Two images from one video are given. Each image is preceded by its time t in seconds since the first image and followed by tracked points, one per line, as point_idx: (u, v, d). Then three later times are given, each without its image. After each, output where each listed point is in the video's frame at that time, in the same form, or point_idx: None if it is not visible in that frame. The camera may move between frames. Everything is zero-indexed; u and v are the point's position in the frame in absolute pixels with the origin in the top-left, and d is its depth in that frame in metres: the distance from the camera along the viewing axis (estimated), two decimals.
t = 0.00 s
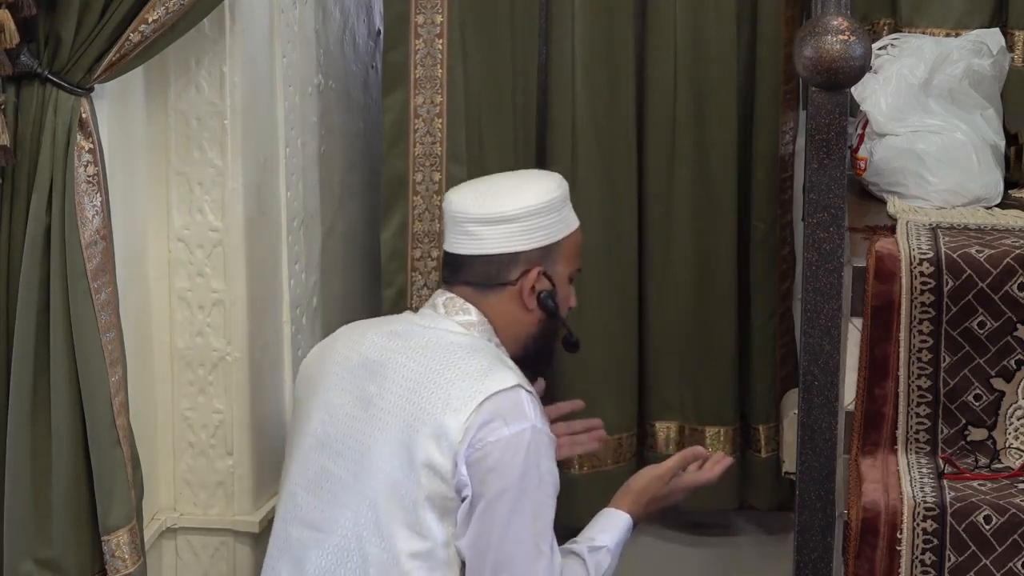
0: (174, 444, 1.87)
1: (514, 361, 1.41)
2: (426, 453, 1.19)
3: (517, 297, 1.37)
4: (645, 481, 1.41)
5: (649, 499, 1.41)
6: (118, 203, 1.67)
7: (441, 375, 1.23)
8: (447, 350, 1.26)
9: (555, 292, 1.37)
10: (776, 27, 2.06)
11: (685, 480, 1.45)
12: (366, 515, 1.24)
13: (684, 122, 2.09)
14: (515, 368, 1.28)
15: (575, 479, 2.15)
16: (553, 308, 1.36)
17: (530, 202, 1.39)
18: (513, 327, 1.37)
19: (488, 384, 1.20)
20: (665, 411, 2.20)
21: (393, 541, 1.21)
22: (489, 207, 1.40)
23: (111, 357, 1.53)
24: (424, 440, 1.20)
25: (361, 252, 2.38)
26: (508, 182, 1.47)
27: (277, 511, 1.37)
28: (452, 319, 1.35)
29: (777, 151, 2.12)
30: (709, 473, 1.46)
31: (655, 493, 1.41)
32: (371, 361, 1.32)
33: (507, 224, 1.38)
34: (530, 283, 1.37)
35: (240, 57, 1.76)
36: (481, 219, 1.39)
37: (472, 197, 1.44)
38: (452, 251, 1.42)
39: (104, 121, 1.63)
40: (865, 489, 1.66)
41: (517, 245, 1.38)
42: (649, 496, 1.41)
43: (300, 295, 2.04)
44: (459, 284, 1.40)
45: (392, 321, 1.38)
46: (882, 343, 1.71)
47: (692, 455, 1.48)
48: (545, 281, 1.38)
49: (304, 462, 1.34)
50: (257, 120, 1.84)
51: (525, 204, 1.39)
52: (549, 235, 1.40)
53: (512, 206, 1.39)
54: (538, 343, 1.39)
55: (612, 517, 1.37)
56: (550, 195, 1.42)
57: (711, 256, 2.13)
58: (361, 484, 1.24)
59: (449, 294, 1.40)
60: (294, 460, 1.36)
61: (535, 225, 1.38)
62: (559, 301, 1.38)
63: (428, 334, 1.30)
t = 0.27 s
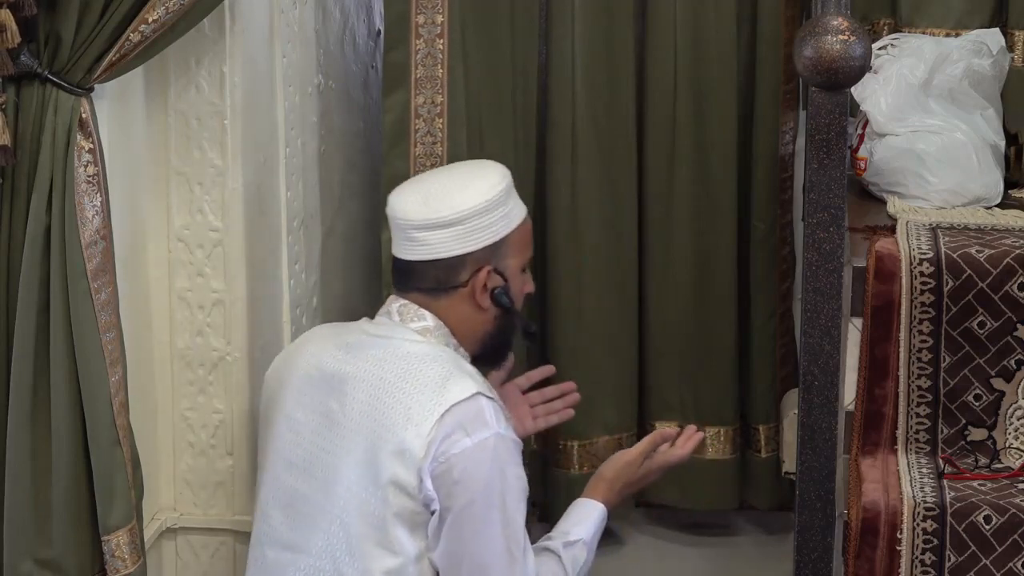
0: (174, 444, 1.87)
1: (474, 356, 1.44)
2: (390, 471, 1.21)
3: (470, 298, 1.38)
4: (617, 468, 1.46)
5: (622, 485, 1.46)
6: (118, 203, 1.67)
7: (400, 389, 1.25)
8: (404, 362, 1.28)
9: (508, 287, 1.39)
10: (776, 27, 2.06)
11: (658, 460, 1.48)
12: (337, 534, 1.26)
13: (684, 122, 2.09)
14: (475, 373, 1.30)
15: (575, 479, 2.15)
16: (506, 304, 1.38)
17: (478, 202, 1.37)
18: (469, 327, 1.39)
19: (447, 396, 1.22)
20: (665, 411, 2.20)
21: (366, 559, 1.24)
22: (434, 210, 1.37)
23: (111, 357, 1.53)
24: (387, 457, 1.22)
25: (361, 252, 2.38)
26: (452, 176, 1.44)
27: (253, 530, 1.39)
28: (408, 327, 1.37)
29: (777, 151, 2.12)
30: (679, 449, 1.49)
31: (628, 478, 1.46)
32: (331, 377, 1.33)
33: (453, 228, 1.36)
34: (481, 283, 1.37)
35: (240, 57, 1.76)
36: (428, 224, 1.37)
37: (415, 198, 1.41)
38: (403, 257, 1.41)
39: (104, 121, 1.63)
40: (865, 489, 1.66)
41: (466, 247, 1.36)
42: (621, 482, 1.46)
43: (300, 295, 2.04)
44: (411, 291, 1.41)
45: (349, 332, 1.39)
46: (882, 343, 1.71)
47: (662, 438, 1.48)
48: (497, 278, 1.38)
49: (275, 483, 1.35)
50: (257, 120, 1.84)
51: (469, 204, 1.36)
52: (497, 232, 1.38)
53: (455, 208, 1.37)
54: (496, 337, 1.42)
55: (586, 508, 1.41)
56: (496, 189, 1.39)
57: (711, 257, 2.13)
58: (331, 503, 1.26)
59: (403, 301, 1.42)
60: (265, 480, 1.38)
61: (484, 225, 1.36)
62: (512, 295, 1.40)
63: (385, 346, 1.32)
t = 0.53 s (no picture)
0: (175, 444, 1.87)
1: (459, 354, 1.41)
2: (373, 475, 1.19)
3: (449, 296, 1.35)
4: (604, 461, 1.39)
5: (610, 478, 1.39)
6: (118, 203, 1.67)
7: (380, 392, 1.23)
8: (384, 364, 1.26)
9: (488, 283, 1.35)
10: (776, 27, 2.06)
11: (647, 451, 1.40)
12: (322, 540, 1.24)
13: (684, 121, 2.09)
14: (458, 373, 1.28)
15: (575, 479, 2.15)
16: (487, 300, 1.35)
17: (445, 200, 1.33)
18: (450, 326, 1.36)
19: (427, 398, 1.20)
20: (665, 411, 2.20)
21: (352, 565, 1.21)
22: (405, 212, 1.35)
23: (111, 357, 1.53)
24: (369, 462, 1.19)
25: (361, 252, 2.38)
26: (425, 174, 1.40)
27: (244, 538, 1.37)
28: (387, 329, 1.34)
29: (777, 151, 2.12)
30: (669, 440, 1.41)
31: (615, 471, 1.39)
32: (314, 381, 1.31)
33: (426, 229, 1.33)
34: (460, 281, 1.34)
35: (239, 57, 1.76)
36: (399, 226, 1.34)
37: (388, 200, 1.38)
38: (379, 260, 1.38)
39: (104, 121, 1.63)
40: (865, 489, 1.66)
41: (439, 248, 1.33)
42: (608, 475, 1.39)
43: (300, 295, 2.04)
44: (390, 292, 1.38)
45: (331, 335, 1.37)
46: (882, 343, 1.71)
47: (648, 430, 1.40)
48: (475, 275, 1.35)
49: (264, 490, 1.34)
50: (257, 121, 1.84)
51: (440, 204, 1.33)
52: (471, 231, 1.35)
53: (426, 209, 1.34)
54: (480, 334, 1.39)
55: (575, 503, 1.35)
56: (465, 185, 1.36)
57: (711, 256, 2.13)
58: (315, 509, 1.24)
59: (383, 302, 1.39)
60: (254, 487, 1.36)
61: (455, 224, 1.33)
62: (493, 291, 1.36)
63: (365, 348, 1.30)
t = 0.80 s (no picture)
0: (175, 444, 1.87)
1: (476, 356, 1.43)
2: (391, 470, 1.21)
3: (471, 295, 1.37)
4: (617, 467, 1.44)
5: (622, 484, 1.44)
6: (118, 203, 1.67)
7: (401, 388, 1.24)
8: (405, 362, 1.28)
9: (508, 283, 1.38)
10: (776, 27, 2.06)
11: (660, 459, 1.47)
12: (337, 534, 1.25)
13: (684, 122, 2.09)
14: (476, 373, 1.30)
15: (575, 479, 2.15)
16: (507, 300, 1.37)
17: (468, 198, 1.37)
18: (469, 325, 1.38)
19: (447, 396, 1.21)
20: (665, 411, 2.20)
21: (366, 559, 1.23)
22: (428, 209, 1.38)
23: (111, 357, 1.53)
24: (387, 457, 1.21)
25: (361, 252, 2.38)
26: (447, 175, 1.44)
27: (254, 530, 1.39)
28: (408, 328, 1.36)
29: (777, 151, 2.12)
30: (682, 449, 1.49)
31: (628, 478, 1.44)
32: (333, 377, 1.33)
33: (449, 226, 1.36)
34: (482, 279, 1.37)
35: (239, 57, 1.76)
36: (422, 222, 1.37)
37: (411, 198, 1.41)
38: (400, 257, 1.41)
39: (104, 121, 1.63)
40: (865, 489, 1.66)
41: (461, 245, 1.36)
42: (620, 482, 1.44)
43: (300, 295, 2.04)
44: (410, 290, 1.41)
45: (350, 332, 1.39)
46: (882, 343, 1.71)
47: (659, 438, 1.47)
48: (497, 274, 1.37)
49: (278, 483, 1.35)
50: (257, 121, 1.84)
51: (463, 202, 1.37)
52: (492, 229, 1.38)
53: (449, 206, 1.37)
54: (499, 336, 1.41)
55: (586, 509, 1.40)
56: (487, 185, 1.40)
57: (711, 256, 2.13)
58: (331, 503, 1.26)
59: (403, 301, 1.41)
60: (268, 480, 1.38)
61: (477, 221, 1.37)
62: (512, 291, 1.39)
63: (386, 346, 1.32)
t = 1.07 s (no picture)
0: (174, 444, 1.87)
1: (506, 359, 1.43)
2: (417, 459, 1.20)
3: (507, 296, 1.38)
4: (637, 479, 1.44)
5: (641, 497, 1.44)
6: (118, 202, 1.67)
7: (432, 380, 1.24)
8: (438, 355, 1.27)
9: (544, 289, 1.38)
10: (776, 27, 2.06)
11: (679, 475, 1.46)
12: (359, 521, 1.25)
13: (684, 122, 2.09)
14: (506, 372, 1.28)
15: (575, 479, 2.15)
16: (543, 305, 1.37)
17: (515, 198, 1.40)
18: (504, 327, 1.38)
19: (478, 391, 1.21)
20: (665, 411, 2.20)
21: (386, 546, 1.22)
22: (475, 206, 1.41)
23: (111, 357, 1.53)
24: (415, 446, 1.21)
25: (361, 252, 2.38)
26: (494, 180, 1.48)
27: (274, 513, 1.39)
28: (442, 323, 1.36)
29: (777, 151, 2.11)
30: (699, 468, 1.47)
31: (648, 491, 1.45)
32: (365, 366, 1.33)
33: (495, 222, 1.39)
34: (519, 281, 1.38)
35: (239, 57, 1.76)
36: (468, 218, 1.40)
37: (458, 196, 1.45)
38: (443, 253, 1.43)
39: (104, 121, 1.63)
40: (865, 489, 1.66)
41: (506, 242, 1.39)
42: (640, 493, 1.44)
43: (300, 295, 2.04)
44: (449, 286, 1.42)
45: (384, 324, 1.39)
46: (882, 343, 1.71)
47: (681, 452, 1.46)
48: (534, 278, 1.38)
49: (301, 467, 1.35)
50: (257, 120, 1.84)
51: (510, 200, 1.40)
52: (537, 230, 1.41)
53: (496, 204, 1.40)
54: (530, 341, 1.41)
55: (605, 517, 1.39)
56: (533, 188, 1.43)
57: (711, 256, 2.13)
58: (354, 490, 1.26)
59: (438, 296, 1.42)
60: (291, 464, 1.37)
61: (523, 221, 1.40)
62: (549, 297, 1.39)
63: (419, 338, 1.31)
